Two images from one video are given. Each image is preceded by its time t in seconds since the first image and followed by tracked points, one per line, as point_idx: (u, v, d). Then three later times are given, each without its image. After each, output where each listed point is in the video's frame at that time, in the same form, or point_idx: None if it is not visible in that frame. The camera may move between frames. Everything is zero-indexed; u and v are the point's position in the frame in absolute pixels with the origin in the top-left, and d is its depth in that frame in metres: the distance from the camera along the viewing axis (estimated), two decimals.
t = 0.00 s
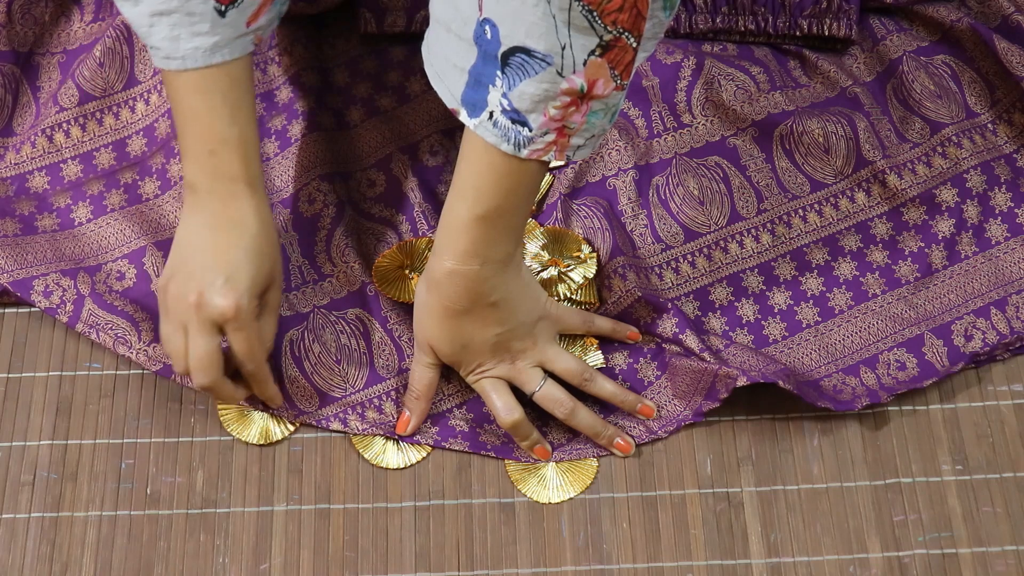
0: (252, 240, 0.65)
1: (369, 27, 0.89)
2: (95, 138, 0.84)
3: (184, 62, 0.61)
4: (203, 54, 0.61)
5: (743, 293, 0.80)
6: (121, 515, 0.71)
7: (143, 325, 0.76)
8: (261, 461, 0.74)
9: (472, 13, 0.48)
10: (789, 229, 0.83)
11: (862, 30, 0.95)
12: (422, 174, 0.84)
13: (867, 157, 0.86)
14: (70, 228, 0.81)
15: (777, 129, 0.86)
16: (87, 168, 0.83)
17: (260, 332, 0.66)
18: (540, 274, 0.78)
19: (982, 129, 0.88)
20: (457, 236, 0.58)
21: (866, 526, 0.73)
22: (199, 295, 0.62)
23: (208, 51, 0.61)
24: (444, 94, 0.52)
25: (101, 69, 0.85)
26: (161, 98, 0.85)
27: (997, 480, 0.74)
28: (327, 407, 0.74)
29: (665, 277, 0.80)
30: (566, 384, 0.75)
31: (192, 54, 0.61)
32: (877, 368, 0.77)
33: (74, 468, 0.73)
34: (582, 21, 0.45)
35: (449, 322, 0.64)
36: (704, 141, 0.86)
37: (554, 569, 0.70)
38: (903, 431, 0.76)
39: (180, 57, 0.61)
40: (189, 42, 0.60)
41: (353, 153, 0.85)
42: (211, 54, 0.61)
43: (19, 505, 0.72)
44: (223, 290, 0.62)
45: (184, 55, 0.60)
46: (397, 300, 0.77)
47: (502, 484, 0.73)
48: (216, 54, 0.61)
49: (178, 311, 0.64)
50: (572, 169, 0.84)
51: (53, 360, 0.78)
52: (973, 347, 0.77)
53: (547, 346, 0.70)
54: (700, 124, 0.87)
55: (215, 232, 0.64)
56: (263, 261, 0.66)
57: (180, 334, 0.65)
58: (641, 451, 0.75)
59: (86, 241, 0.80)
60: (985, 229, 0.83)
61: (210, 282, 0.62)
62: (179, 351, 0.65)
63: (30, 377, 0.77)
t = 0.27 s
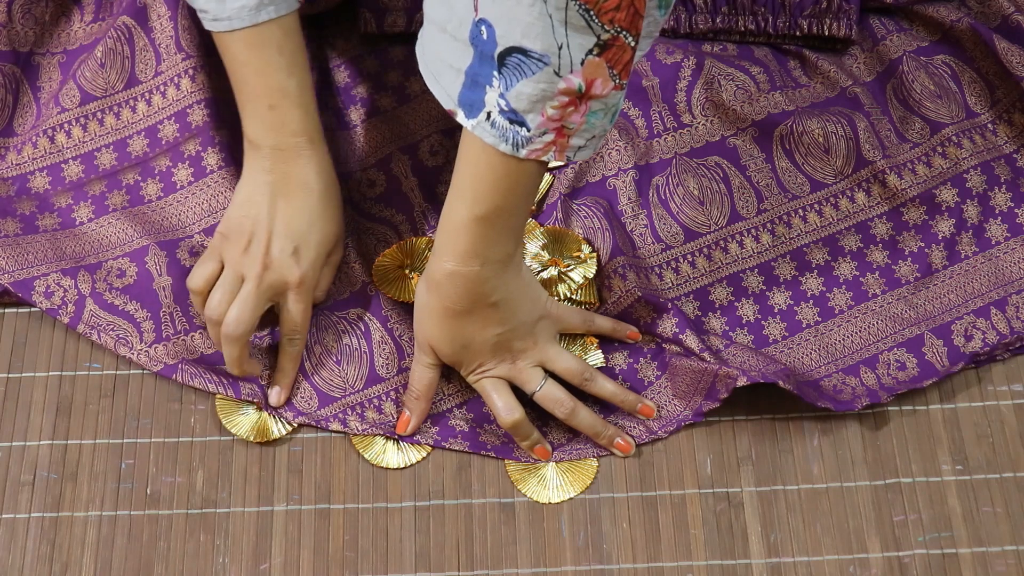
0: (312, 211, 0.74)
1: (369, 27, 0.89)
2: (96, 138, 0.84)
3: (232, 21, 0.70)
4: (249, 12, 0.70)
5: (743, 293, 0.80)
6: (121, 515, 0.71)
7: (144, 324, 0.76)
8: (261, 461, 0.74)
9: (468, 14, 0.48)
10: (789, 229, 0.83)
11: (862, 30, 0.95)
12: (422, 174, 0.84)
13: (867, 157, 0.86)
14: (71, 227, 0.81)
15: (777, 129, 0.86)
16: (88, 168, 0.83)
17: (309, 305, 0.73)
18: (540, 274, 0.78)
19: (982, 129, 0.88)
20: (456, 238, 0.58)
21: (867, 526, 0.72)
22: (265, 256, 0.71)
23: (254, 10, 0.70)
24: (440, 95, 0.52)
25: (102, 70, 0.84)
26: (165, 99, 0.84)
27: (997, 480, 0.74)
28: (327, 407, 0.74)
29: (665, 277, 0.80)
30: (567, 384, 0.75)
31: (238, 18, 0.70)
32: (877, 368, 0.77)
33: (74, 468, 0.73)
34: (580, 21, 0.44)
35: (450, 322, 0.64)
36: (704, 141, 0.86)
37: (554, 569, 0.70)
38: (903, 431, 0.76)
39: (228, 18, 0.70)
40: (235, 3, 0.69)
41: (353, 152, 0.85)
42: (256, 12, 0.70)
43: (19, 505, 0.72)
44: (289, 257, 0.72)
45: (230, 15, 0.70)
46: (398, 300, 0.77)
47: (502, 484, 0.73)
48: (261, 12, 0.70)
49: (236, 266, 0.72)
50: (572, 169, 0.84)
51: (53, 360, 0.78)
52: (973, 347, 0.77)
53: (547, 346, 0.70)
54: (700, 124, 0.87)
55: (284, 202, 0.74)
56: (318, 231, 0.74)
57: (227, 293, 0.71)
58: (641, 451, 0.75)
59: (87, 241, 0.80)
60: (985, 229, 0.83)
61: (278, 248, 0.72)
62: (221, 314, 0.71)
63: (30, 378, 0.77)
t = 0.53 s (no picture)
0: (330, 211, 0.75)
1: (370, 27, 0.89)
2: (96, 138, 0.84)
3: (251, 31, 0.69)
4: (269, 23, 0.69)
5: (743, 293, 0.80)
6: (121, 515, 0.71)
7: (145, 323, 0.76)
8: (262, 461, 0.74)
9: (458, 12, 0.47)
10: (789, 229, 0.83)
11: (862, 30, 0.95)
12: (422, 174, 0.84)
13: (867, 157, 0.86)
14: (71, 227, 0.81)
15: (777, 129, 0.86)
16: (88, 168, 0.83)
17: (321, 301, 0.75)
18: (540, 274, 0.78)
19: (982, 129, 0.88)
20: (455, 238, 0.58)
21: (866, 526, 0.72)
22: (281, 254, 0.73)
23: (274, 20, 0.69)
24: (433, 95, 0.51)
25: (102, 70, 0.84)
26: (165, 99, 0.84)
27: (997, 480, 0.74)
28: (327, 406, 0.74)
29: (665, 277, 0.80)
30: (567, 384, 0.75)
31: (259, 28, 0.69)
32: (876, 368, 0.77)
33: (74, 468, 0.73)
34: (570, 19, 0.43)
35: (450, 323, 0.64)
36: (704, 141, 0.86)
37: (554, 569, 0.70)
38: (903, 431, 0.76)
39: (247, 28, 0.69)
40: (256, 14, 0.68)
41: (353, 153, 0.85)
42: (276, 21, 0.69)
43: (19, 505, 0.72)
44: (308, 256, 0.73)
45: (251, 26, 0.69)
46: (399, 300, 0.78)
47: (502, 484, 0.73)
48: (280, 21, 0.70)
49: (254, 265, 0.73)
50: (572, 169, 0.84)
51: (53, 360, 0.78)
52: (973, 347, 0.77)
53: (547, 346, 0.70)
54: (700, 124, 0.87)
55: (305, 204, 0.74)
56: (337, 231, 0.76)
57: (246, 291, 0.73)
58: (641, 450, 0.75)
59: (88, 240, 0.80)
60: (985, 229, 0.83)
61: (296, 249, 0.73)
62: (239, 314, 0.72)
63: (30, 378, 0.77)
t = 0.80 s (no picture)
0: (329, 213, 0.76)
1: (369, 27, 0.89)
2: (96, 138, 0.84)
3: (241, 26, 0.68)
4: (259, 19, 0.67)
5: (743, 293, 0.80)
6: (122, 515, 0.71)
7: (146, 323, 0.76)
8: (262, 461, 0.74)
9: (439, 10, 0.46)
10: (789, 229, 0.83)
11: (862, 30, 0.95)
12: (422, 174, 0.84)
13: (867, 157, 0.86)
14: (71, 227, 0.81)
15: (777, 129, 0.86)
16: (88, 168, 0.83)
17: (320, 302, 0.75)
18: (540, 274, 0.79)
19: (982, 129, 0.88)
20: (453, 243, 0.58)
21: (866, 526, 0.73)
22: (281, 257, 0.73)
23: (264, 17, 0.67)
24: (416, 94, 0.50)
25: (101, 70, 0.84)
26: (165, 99, 0.84)
27: (997, 480, 0.74)
28: (327, 407, 0.74)
29: (665, 277, 0.80)
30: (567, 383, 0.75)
31: (249, 24, 0.68)
32: (877, 368, 0.77)
33: (74, 468, 0.73)
34: (554, 17, 0.42)
35: (450, 325, 0.64)
36: (704, 141, 0.86)
37: (554, 569, 0.70)
38: (903, 431, 0.76)
39: (237, 24, 0.67)
40: (245, 10, 0.66)
41: (353, 153, 0.85)
42: (267, 17, 0.68)
43: (19, 505, 0.72)
44: (307, 259, 0.73)
45: (241, 22, 0.67)
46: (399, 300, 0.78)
47: (502, 484, 0.73)
48: (271, 18, 0.68)
49: (253, 267, 0.73)
50: (572, 169, 0.84)
51: (53, 360, 0.78)
52: (973, 347, 0.77)
53: (548, 345, 0.70)
54: (700, 124, 0.87)
55: (303, 206, 0.74)
56: (334, 234, 0.76)
57: (245, 293, 0.73)
58: (641, 450, 0.75)
59: (88, 240, 0.80)
60: (985, 229, 0.83)
61: (296, 252, 0.73)
62: (239, 316, 0.72)
63: (30, 378, 0.77)
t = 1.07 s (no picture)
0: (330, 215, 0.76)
1: (370, 27, 0.89)
2: (96, 138, 0.84)
3: (245, 16, 0.66)
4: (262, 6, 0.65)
5: (743, 293, 0.80)
6: (121, 515, 0.71)
7: (146, 323, 0.76)
8: (262, 461, 0.74)
9: (422, 8, 0.46)
10: (789, 230, 0.83)
11: (862, 30, 0.95)
12: (422, 174, 0.84)
13: (867, 157, 0.86)
14: (71, 227, 0.81)
15: (777, 129, 0.86)
16: (88, 168, 0.83)
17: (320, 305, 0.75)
18: (539, 273, 0.79)
19: (982, 129, 0.88)
20: (452, 247, 0.58)
21: (867, 526, 0.73)
22: (283, 259, 0.73)
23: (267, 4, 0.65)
24: (400, 93, 0.49)
25: (101, 69, 0.84)
26: (165, 99, 0.84)
27: (997, 480, 0.74)
28: (327, 407, 0.74)
29: (665, 276, 0.80)
30: (568, 379, 0.75)
31: (254, 13, 0.66)
32: (876, 368, 0.77)
33: (74, 468, 0.73)
34: (537, 15, 0.42)
35: (451, 328, 0.64)
36: (704, 141, 0.86)
37: (554, 569, 0.70)
38: (903, 431, 0.76)
39: (240, 13, 0.66)
40: None
41: (353, 153, 0.85)
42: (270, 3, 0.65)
43: (19, 505, 0.72)
44: (309, 261, 0.74)
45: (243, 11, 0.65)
46: (400, 300, 0.78)
47: (502, 484, 0.73)
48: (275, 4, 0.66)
49: (254, 269, 0.73)
50: (572, 169, 0.85)
51: (53, 360, 0.78)
52: (973, 347, 0.77)
53: (550, 342, 0.70)
54: (700, 123, 0.87)
55: (304, 208, 0.74)
56: (335, 236, 0.76)
57: (245, 296, 0.73)
58: (641, 451, 0.75)
59: (88, 240, 0.80)
60: (985, 229, 0.83)
61: (297, 255, 0.73)
62: (240, 318, 0.73)
63: (30, 378, 0.77)
